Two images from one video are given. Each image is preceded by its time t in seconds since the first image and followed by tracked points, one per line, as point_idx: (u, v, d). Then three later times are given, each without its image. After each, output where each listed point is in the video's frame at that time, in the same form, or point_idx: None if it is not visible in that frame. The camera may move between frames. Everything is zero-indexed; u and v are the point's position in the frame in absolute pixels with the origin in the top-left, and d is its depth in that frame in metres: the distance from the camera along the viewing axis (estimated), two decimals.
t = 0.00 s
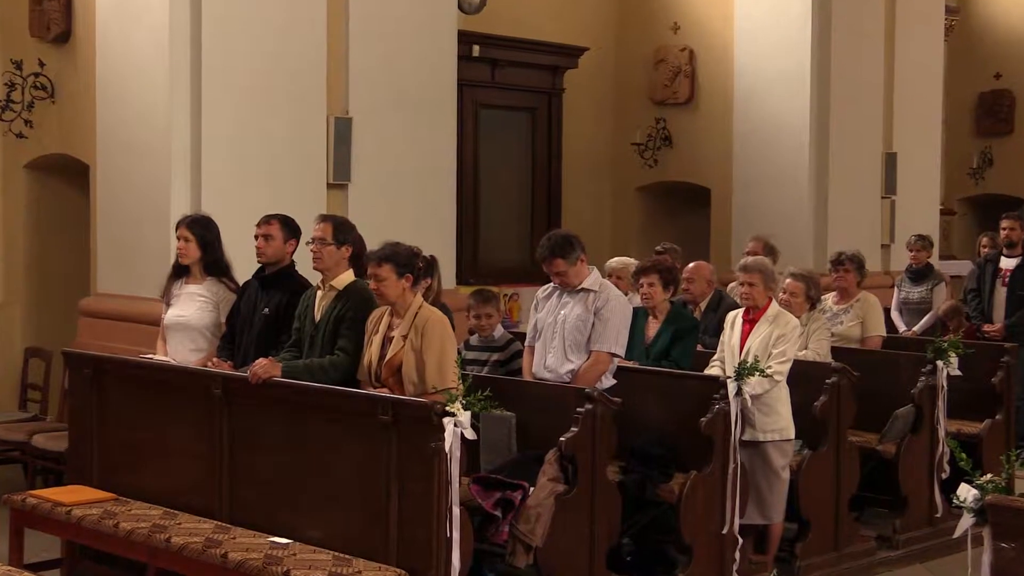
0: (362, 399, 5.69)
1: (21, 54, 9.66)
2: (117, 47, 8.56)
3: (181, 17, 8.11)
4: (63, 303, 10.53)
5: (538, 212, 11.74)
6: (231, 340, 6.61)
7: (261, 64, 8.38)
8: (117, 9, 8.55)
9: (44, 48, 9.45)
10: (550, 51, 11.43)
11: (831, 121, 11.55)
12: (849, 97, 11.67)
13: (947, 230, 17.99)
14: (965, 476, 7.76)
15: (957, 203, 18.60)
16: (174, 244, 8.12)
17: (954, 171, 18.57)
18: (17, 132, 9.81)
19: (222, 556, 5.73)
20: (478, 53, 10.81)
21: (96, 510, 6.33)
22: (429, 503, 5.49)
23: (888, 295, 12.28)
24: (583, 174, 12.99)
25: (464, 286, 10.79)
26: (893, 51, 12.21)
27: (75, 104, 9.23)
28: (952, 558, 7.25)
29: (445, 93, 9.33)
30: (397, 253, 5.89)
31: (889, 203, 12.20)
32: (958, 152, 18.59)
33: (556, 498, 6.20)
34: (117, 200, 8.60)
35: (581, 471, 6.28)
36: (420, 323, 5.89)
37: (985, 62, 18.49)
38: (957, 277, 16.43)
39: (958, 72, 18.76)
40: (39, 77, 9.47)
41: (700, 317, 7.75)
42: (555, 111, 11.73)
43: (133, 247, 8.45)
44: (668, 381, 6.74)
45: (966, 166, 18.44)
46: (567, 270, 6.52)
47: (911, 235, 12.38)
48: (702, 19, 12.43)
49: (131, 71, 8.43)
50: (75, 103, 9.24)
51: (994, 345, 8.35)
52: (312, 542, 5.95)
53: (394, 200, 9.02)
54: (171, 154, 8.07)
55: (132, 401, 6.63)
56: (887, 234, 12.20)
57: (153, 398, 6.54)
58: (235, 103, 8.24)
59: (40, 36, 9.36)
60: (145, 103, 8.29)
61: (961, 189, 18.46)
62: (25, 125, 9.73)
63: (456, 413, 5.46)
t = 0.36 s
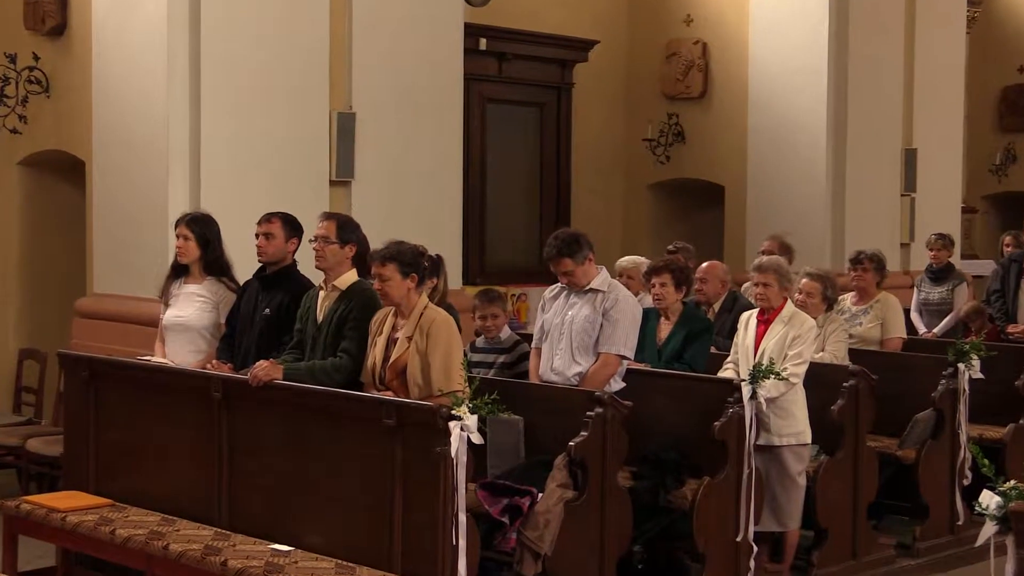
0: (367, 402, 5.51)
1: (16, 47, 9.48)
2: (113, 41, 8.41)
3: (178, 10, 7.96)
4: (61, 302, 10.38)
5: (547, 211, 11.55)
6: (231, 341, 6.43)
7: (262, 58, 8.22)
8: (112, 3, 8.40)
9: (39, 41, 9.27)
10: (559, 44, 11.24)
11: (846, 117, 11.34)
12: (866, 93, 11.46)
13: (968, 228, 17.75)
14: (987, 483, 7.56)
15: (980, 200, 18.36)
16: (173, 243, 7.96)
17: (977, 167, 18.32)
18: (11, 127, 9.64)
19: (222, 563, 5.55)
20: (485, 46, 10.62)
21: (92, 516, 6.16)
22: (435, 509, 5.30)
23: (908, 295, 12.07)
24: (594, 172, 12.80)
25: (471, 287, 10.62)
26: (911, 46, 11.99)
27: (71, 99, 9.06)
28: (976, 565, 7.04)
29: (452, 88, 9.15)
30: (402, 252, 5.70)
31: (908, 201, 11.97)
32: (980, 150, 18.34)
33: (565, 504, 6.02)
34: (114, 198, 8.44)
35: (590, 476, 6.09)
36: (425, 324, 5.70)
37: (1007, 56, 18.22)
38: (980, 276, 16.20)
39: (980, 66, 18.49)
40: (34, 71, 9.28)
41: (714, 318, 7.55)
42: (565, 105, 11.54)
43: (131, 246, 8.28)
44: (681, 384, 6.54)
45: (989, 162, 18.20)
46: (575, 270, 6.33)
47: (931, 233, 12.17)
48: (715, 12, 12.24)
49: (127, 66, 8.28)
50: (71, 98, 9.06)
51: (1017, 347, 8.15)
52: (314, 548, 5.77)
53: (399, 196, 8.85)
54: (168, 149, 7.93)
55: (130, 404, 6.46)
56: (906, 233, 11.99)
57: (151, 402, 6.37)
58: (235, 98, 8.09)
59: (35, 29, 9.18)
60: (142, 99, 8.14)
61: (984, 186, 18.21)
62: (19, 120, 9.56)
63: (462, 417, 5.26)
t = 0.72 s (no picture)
0: (369, 405, 5.34)
1: (10, 41, 9.32)
2: (109, 35, 8.24)
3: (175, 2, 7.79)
4: (61, 301, 10.23)
5: (556, 209, 11.37)
6: (230, 342, 6.26)
7: (262, 52, 8.05)
8: None
9: (32, 35, 9.11)
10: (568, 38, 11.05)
11: (860, 112, 11.14)
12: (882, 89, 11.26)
13: (990, 226, 17.51)
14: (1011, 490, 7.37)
15: (1003, 198, 18.12)
16: (171, 242, 7.79)
17: (999, 163, 18.09)
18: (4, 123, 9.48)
19: (220, 571, 5.39)
20: (492, 39, 10.44)
21: (88, 523, 5.99)
22: (440, 516, 5.13)
23: (927, 295, 11.87)
24: (604, 169, 12.61)
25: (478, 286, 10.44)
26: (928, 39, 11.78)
27: (67, 94, 8.89)
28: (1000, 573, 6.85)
29: (459, 83, 8.98)
30: (407, 252, 5.51)
31: (928, 198, 11.79)
32: (1003, 147, 18.09)
33: (574, 510, 5.85)
34: (111, 196, 8.27)
35: (599, 482, 5.92)
36: (430, 325, 5.52)
37: None
38: (1001, 275, 15.97)
39: (1000, 60, 18.23)
40: (28, 65, 9.10)
41: (727, 319, 7.36)
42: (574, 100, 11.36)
43: (129, 245, 8.11)
44: (695, 388, 6.36)
45: (1012, 158, 17.98)
46: (582, 269, 6.15)
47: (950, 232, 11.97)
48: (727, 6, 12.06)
49: (123, 60, 8.12)
50: (66, 93, 8.89)
51: None
52: (316, 556, 5.60)
53: (403, 192, 8.68)
54: (169, 143, 7.78)
55: (125, 408, 6.29)
56: (926, 232, 11.80)
57: (147, 406, 6.20)
58: (233, 92, 7.92)
59: (30, 22, 9.03)
60: (138, 94, 7.97)
61: (1005, 182, 18.00)
62: (13, 116, 9.40)
63: (468, 421, 5.07)
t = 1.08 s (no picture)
0: (371, 408, 5.16)
1: (5, 32, 9.17)
2: (105, 26, 8.09)
3: None
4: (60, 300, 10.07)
5: (564, 206, 11.18)
6: (229, 343, 6.09)
7: (261, 42, 7.89)
8: None
9: (26, 26, 8.95)
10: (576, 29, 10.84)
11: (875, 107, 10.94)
12: (897, 82, 11.05)
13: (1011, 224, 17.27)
14: None
15: None
16: (169, 240, 7.62)
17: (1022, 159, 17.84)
18: None
19: None
20: (498, 31, 10.26)
21: (82, 528, 5.83)
22: (444, 522, 4.96)
23: (947, 294, 11.66)
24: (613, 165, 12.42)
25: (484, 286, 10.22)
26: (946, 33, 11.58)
27: (60, 88, 8.71)
28: None
29: (466, 77, 8.81)
30: (410, 249, 5.35)
31: (948, 194, 11.58)
32: None
33: (582, 516, 5.65)
34: (108, 194, 8.10)
35: (609, 488, 5.74)
36: (434, 325, 5.35)
37: None
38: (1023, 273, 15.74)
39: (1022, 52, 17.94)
40: (21, 57, 8.94)
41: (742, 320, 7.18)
42: (583, 93, 11.15)
43: (127, 244, 7.94)
44: (707, 391, 6.19)
45: None
46: (589, 267, 5.97)
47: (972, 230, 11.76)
48: None
49: (119, 52, 7.95)
50: (60, 87, 8.72)
51: None
52: (316, 563, 5.43)
53: (409, 188, 8.51)
54: (163, 148, 7.60)
55: (120, 410, 6.12)
56: (946, 230, 11.59)
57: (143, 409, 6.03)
58: (227, 86, 7.75)
59: (23, 13, 8.86)
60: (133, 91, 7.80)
61: None
62: (6, 108, 9.25)
63: (473, 424, 4.89)
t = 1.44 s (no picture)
0: (370, 409, 5.00)
1: None
2: (97, 17, 7.93)
3: None
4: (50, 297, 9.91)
5: (569, 203, 11.01)
6: (223, 342, 5.92)
7: (257, 33, 7.73)
8: None
9: (14, 17, 8.78)
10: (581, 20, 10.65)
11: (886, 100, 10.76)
12: (909, 77, 10.87)
13: None
14: None
15: None
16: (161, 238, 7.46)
17: None
18: None
19: None
20: (499, 21, 10.09)
21: (72, 533, 5.67)
22: (444, 527, 4.81)
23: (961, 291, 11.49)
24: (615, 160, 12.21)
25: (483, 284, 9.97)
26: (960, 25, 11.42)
27: (49, 80, 8.56)
28: None
29: (469, 71, 8.65)
30: (408, 246, 5.18)
31: (964, 189, 11.41)
32: None
33: (587, 520, 5.49)
34: (101, 189, 7.93)
35: (613, 491, 5.57)
36: (434, 324, 5.19)
37: None
38: None
39: None
40: (8, 48, 8.76)
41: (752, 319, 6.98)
42: (587, 84, 10.97)
43: (122, 240, 7.77)
44: (714, 393, 6.02)
45: None
46: (595, 264, 5.81)
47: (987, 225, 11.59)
48: None
49: (113, 43, 7.79)
50: (48, 80, 8.56)
51: None
52: (313, 569, 5.27)
53: (410, 183, 8.36)
54: (156, 134, 7.46)
55: (111, 412, 5.95)
56: (961, 226, 11.42)
57: (134, 410, 5.86)
58: (222, 78, 7.58)
59: (11, 4, 8.70)
60: (126, 80, 7.66)
61: None
62: None
63: (475, 425, 4.80)
